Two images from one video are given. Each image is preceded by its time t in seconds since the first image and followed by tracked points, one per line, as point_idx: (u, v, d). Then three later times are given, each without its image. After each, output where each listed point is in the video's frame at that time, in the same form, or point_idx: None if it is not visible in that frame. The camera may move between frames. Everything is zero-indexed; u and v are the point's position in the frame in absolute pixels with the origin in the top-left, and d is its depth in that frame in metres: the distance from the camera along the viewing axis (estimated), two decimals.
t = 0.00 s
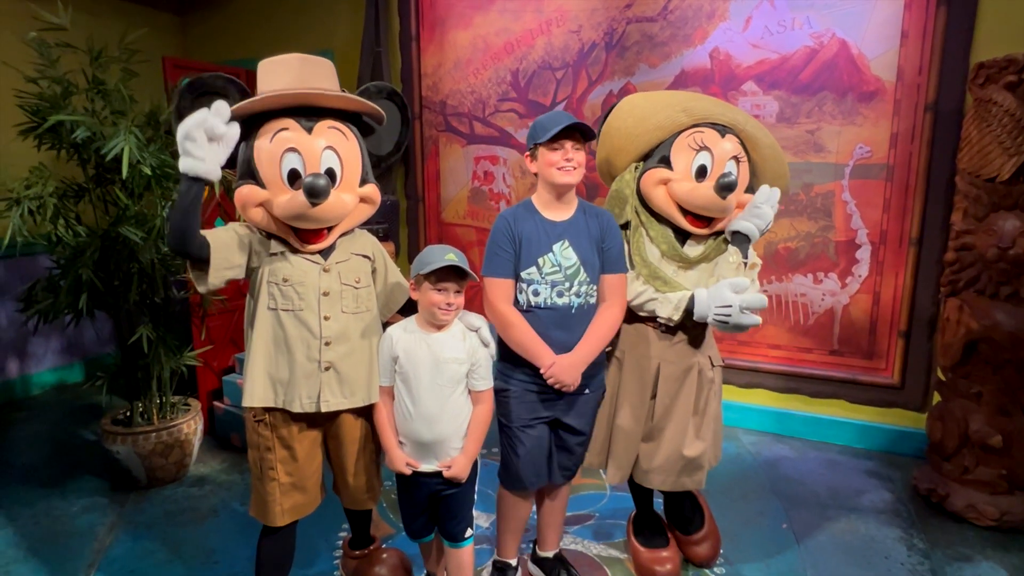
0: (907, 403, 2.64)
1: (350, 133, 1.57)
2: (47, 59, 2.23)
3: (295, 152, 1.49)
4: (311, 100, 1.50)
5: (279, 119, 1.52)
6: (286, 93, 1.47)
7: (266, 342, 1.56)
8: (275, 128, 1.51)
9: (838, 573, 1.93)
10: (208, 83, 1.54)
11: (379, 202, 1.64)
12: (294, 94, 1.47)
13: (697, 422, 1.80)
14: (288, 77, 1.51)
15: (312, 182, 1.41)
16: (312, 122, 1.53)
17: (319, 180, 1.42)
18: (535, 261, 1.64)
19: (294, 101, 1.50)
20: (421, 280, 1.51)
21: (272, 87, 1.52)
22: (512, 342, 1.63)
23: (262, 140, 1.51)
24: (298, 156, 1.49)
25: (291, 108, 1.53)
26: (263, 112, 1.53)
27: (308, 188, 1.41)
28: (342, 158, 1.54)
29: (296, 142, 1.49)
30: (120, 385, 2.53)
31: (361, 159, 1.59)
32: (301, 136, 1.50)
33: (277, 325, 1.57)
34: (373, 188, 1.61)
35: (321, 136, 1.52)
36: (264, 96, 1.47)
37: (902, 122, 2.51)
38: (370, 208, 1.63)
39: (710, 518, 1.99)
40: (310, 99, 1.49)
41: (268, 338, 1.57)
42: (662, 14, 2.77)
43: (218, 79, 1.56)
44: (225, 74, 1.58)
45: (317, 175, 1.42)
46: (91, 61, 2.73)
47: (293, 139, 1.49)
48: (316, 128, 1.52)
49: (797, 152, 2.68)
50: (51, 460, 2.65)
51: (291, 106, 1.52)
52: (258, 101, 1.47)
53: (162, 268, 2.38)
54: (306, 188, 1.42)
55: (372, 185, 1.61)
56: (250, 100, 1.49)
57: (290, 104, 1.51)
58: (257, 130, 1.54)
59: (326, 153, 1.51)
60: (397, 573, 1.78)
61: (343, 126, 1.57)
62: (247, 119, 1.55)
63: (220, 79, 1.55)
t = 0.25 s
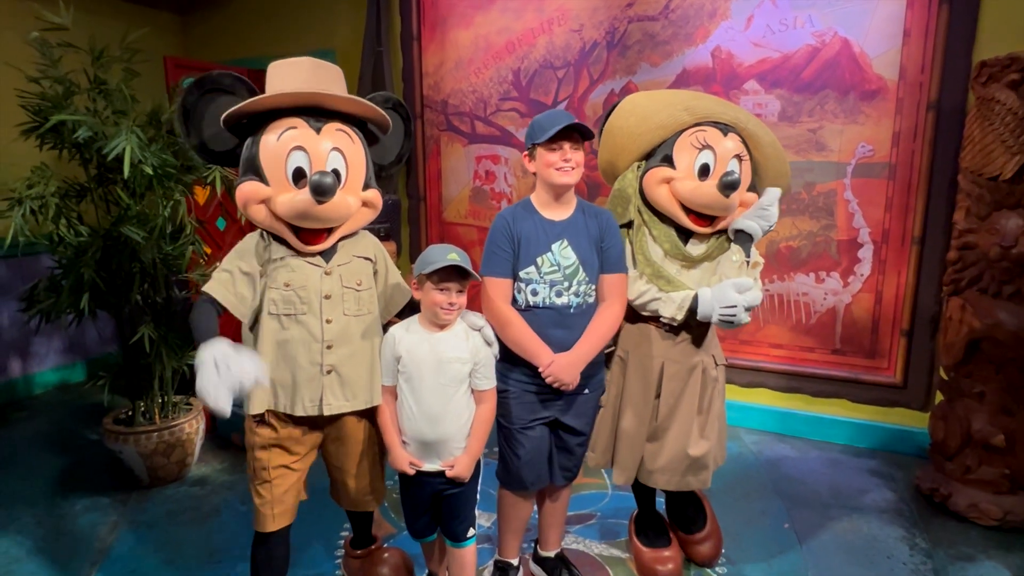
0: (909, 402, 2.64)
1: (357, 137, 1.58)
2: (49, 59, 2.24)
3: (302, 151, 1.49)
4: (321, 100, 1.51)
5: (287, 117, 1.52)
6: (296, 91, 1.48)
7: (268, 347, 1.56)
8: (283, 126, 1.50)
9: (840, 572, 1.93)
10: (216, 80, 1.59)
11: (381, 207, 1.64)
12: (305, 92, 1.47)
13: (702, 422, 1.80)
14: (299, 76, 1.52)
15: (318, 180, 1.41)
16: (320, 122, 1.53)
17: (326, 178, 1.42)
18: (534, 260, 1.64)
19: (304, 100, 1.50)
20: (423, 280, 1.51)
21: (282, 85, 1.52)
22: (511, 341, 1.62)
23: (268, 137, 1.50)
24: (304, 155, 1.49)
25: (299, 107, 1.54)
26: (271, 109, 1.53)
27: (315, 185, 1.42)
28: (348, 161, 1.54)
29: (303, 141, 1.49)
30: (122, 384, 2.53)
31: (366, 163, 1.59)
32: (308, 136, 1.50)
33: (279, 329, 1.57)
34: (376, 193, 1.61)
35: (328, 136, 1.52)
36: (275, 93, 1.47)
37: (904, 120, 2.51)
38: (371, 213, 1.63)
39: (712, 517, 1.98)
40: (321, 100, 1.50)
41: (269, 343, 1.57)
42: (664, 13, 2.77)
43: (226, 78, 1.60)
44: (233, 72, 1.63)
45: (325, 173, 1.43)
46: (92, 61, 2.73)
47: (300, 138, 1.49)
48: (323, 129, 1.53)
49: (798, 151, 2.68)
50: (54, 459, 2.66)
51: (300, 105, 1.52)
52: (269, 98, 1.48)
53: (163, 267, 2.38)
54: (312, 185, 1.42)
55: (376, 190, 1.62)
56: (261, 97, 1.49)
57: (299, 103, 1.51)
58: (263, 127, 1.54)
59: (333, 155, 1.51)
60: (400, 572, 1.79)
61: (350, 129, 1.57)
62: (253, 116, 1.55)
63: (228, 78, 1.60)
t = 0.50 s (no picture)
0: (912, 399, 2.63)
1: (351, 124, 1.59)
2: (51, 56, 2.24)
3: (298, 137, 1.50)
4: (312, 86, 1.52)
5: (279, 108, 1.53)
6: (287, 77, 1.49)
7: (275, 351, 1.55)
8: (276, 116, 1.51)
9: (842, 569, 1.93)
10: (209, 83, 1.59)
11: (381, 196, 1.64)
12: (296, 78, 1.49)
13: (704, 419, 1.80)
14: (288, 67, 1.54)
15: (316, 160, 1.42)
16: (313, 110, 1.54)
17: (322, 159, 1.43)
18: (535, 257, 1.64)
19: (295, 87, 1.51)
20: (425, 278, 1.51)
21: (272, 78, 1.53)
22: (512, 338, 1.62)
23: (261, 129, 1.51)
24: (300, 142, 1.50)
25: (291, 99, 1.55)
26: (263, 103, 1.54)
27: (312, 165, 1.42)
28: (344, 146, 1.55)
29: (298, 128, 1.50)
30: (124, 382, 2.53)
31: (362, 150, 1.60)
32: (302, 123, 1.51)
33: (285, 332, 1.56)
34: (375, 179, 1.61)
35: (323, 123, 1.53)
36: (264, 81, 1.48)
37: (907, 117, 2.50)
38: (372, 203, 1.63)
39: (713, 514, 1.98)
40: (313, 85, 1.52)
41: (276, 346, 1.55)
42: (665, 9, 2.76)
43: (218, 81, 1.60)
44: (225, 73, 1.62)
45: (321, 154, 1.44)
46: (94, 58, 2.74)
47: (295, 125, 1.50)
48: (317, 116, 1.54)
49: (801, 148, 2.67)
50: (56, 456, 2.67)
51: (291, 95, 1.54)
52: (260, 88, 1.49)
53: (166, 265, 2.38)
54: (310, 167, 1.43)
55: (374, 178, 1.62)
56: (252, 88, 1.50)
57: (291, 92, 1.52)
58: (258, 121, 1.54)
59: (329, 140, 1.52)
60: (401, 571, 1.80)
61: (344, 117, 1.58)
62: (244, 113, 1.56)
63: (220, 79, 1.60)
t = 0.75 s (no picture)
0: (913, 398, 2.64)
1: (343, 125, 1.57)
2: (52, 56, 2.24)
3: (289, 150, 1.49)
4: (297, 94, 1.50)
5: (269, 117, 1.52)
6: (271, 89, 1.47)
7: (278, 351, 1.55)
8: (265, 127, 1.50)
9: (843, 568, 1.93)
10: (191, 85, 1.58)
11: (378, 193, 1.64)
12: (280, 89, 1.46)
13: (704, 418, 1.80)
14: (273, 72, 1.51)
15: (310, 179, 1.41)
16: (302, 116, 1.53)
17: (317, 176, 1.42)
18: (537, 256, 1.64)
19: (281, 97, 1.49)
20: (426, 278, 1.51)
21: (258, 86, 1.51)
22: (513, 337, 1.63)
23: (253, 141, 1.50)
24: (292, 153, 1.49)
25: (278, 105, 1.53)
26: (250, 111, 1.52)
27: (306, 184, 1.41)
28: (337, 152, 1.54)
29: (288, 139, 1.49)
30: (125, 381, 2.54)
31: (355, 150, 1.59)
32: (292, 133, 1.50)
33: (287, 331, 1.56)
34: (371, 179, 1.61)
35: (313, 130, 1.51)
36: (249, 95, 1.46)
37: (908, 115, 2.50)
38: (368, 200, 1.63)
39: (714, 512, 1.99)
40: (299, 93, 1.49)
41: (278, 346, 1.56)
42: (666, 9, 2.76)
43: (202, 82, 1.59)
44: (207, 73, 1.60)
45: (316, 172, 1.43)
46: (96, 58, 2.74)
47: (285, 136, 1.49)
48: (306, 123, 1.52)
49: (802, 147, 2.67)
50: (58, 455, 2.67)
51: (278, 102, 1.51)
52: (247, 99, 1.47)
53: (167, 264, 2.38)
54: (304, 185, 1.42)
55: (370, 177, 1.61)
56: (238, 98, 1.48)
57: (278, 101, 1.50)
58: (248, 128, 1.53)
59: (321, 148, 1.51)
60: (403, 570, 1.80)
61: (334, 118, 1.56)
62: (234, 119, 1.55)
63: (203, 81, 1.59)
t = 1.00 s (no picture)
0: (916, 397, 2.63)
1: (343, 127, 1.57)
2: (55, 56, 2.24)
3: (289, 152, 1.49)
4: (297, 97, 1.49)
5: (269, 119, 1.52)
6: (271, 92, 1.47)
7: (280, 348, 1.55)
8: (266, 130, 1.50)
9: (846, 568, 1.92)
10: (191, 84, 1.58)
11: (378, 194, 1.64)
12: (280, 92, 1.46)
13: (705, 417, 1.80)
14: (273, 74, 1.51)
15: (311, 183, 1.41)
16: (302, 118, 1.52)
17: (318, 181, 1.42)
18: (540, 255, 1.64)
19: (281, 99, 1.49)
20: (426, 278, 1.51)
21: (258, 88, 1.51)
22: (515, 335, 1.63)
23: (254, 143, 1.51)
24: (292, 156, 1.49)
25: (279, 107, 1.52)
26: (251, 112, 1.52)
27: (307, 189, 1.41)
28: (337, 154, 1.53)
29: (288, 141, 1.49)
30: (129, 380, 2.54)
31: (355, 151, 1.59)
32: (292, 135, 1.49)
33: (289, 328, 1.56)
34: (371, 180, 1.60)
35: (313, 132, 1.51)
36: (249, 97, 1.46)
37: (912, 113, 2.49)
38: (369, 201, 1.63)
39: (716, 511, 1.99)
40: (299, 95, 1.49)
41: (280, 343, 1.56)
42: (669, 7, 2.75)
43: (202, 81, 1.58)
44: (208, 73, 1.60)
45: (316, 176, 1.43)
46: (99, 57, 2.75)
47: (285, 139, 1.49)
48: (306, 125, 1.52)
49: (805, 145, 2.66)
50: (63, 454, 2.68)
51: (278, 104, 1.51)
52: (247, 102, 1.47)
53: (170, 264, 2.39)
54: (304, 189, 1.42)
55: (370, 178, 1.61)
56: (239, 100, 1.48)
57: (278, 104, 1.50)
58: (248, 130, 1.53)
59: (320, 150, 1.50)
60: (405, 568, 1.79)
61: (335, 120, 1.56)
62: (235, 119, 1.55)
63: (203, 79, 1.58)
